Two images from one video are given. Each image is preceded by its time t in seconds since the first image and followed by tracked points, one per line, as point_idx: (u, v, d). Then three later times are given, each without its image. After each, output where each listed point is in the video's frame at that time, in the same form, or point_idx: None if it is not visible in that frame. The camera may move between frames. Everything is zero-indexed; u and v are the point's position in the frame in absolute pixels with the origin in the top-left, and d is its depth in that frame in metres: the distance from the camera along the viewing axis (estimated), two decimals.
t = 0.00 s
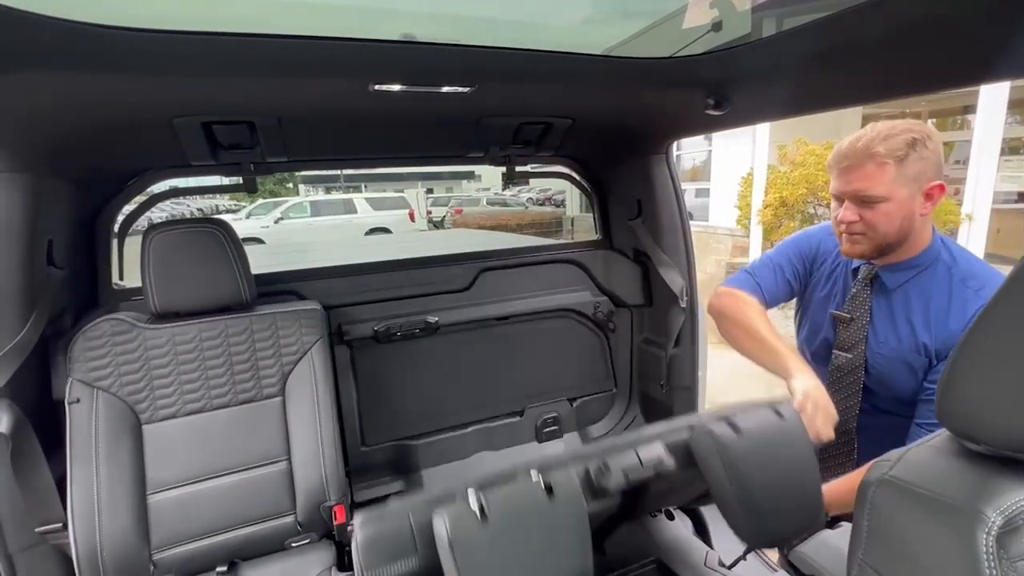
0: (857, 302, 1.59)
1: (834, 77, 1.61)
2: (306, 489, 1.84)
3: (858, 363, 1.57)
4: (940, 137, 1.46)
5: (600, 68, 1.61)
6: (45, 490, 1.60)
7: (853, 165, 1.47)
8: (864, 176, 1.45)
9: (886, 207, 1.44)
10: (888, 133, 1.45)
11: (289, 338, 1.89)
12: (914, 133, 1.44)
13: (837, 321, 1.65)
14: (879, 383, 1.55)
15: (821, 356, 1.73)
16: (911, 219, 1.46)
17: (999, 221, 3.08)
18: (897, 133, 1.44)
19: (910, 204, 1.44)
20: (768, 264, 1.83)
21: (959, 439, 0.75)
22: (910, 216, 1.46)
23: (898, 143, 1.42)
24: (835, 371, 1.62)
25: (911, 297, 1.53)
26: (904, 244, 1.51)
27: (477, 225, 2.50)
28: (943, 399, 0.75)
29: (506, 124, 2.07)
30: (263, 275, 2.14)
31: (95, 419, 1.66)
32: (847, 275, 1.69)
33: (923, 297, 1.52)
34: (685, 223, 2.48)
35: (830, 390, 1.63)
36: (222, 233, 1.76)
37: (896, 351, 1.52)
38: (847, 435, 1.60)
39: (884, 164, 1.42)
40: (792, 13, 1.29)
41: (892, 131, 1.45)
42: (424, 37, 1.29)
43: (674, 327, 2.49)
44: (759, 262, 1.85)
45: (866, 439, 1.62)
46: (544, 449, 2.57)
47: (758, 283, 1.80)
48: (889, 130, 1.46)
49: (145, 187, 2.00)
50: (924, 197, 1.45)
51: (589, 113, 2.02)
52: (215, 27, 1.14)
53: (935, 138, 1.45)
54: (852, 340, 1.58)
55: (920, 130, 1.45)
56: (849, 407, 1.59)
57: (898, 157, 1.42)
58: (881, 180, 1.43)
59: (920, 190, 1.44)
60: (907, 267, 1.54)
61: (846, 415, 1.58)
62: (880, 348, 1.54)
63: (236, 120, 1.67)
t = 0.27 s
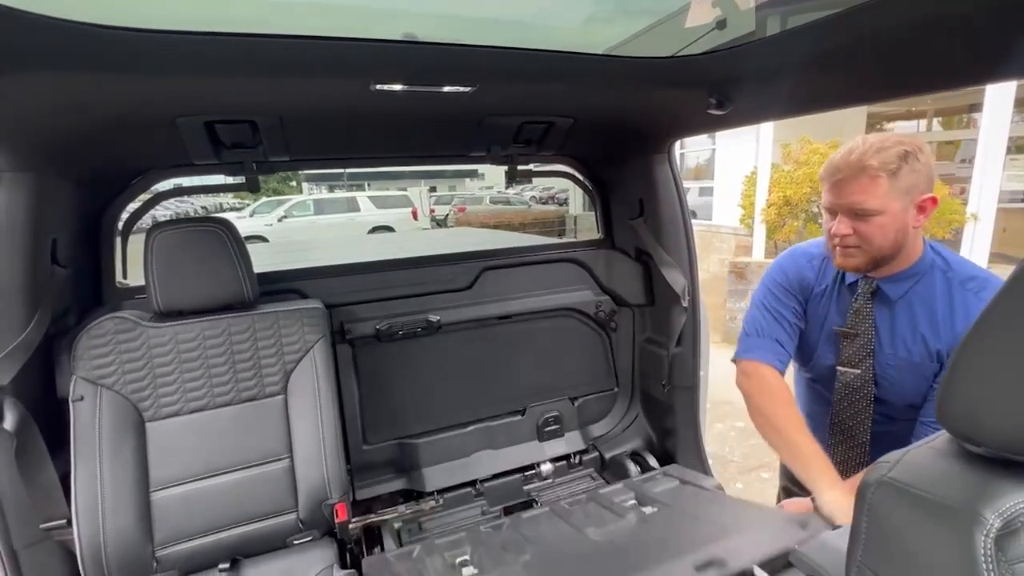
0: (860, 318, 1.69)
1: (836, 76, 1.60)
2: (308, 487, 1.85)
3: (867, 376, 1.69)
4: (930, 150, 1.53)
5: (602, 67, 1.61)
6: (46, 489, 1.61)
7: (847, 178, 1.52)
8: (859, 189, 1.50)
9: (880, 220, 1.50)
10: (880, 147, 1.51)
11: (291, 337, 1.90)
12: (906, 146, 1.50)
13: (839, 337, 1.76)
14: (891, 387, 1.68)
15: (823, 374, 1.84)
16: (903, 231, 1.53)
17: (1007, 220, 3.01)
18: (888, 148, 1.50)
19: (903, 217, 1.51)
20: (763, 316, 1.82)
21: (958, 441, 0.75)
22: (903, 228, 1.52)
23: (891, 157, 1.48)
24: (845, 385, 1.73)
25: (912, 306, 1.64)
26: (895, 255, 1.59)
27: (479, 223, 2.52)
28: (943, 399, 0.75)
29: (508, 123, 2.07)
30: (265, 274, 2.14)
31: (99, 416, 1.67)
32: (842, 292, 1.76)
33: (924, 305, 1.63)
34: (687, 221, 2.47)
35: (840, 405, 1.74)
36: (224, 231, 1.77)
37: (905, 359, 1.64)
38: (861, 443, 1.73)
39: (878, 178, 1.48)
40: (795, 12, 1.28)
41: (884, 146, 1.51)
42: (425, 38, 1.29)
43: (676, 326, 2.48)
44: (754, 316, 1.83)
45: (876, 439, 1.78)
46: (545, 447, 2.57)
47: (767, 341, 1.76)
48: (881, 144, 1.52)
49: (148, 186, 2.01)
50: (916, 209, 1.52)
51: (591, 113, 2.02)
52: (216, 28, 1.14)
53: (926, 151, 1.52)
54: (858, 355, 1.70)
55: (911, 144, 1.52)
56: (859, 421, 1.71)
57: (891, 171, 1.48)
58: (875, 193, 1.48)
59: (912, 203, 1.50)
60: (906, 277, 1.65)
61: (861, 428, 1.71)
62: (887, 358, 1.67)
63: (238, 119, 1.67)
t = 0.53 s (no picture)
0: (859, 326, 1.69)
1: (840, 74, 1.59)
2: (311, 482, 1.86)
3: (869, 383, 1.70)
4: (921, 157, 1.53)
5: (606, 64, 1.61)
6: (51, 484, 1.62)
7: (838, 188, 1.52)
8: (851, 199, 1.50)
9: (872, 229, 1.51)
10: (872, 156, 1.51)
11: (294, 333, 1.91)
12: (897, 154, 1.50)
13: (838, 346, 1.76)
14: (892, 390, 1.70)
15: (822, 383, 1.84)
16: (895, 240, 1.54)
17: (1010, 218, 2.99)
18: (880, 157, 1.50)
19: (894, 226, 1.52)
20: (759, 342, 1.84)
21: (959, 437, 0.75)
22: (895, 236, 1.53)
23: (882, 166, 1.48)
24: (846, 393, 1.73)
25: (908, 310, 1.65)
26: (888, 262, 1.60)
27: (481, 221, 2.52)
28: (944, 395, 0.75)
29: (512, 121, 2.07)
30: (269, 271, 2.15)
31: (104, 411, 1.68)
32: (838, 300, 1.76)
33: (920, 307, 1.64)
34: (688, 218, 2.47)
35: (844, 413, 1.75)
36: (227, 227, 1.78)
37: (907, 363, 1.65)
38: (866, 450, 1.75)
39: (870, 188, 1.48)
40: (798, 9, 1.28)
41: (876, 155, 1.51)
42: (428, 35, 1.29)
43: (677, 324, 2.48)
44: (750, 344, 1.86)
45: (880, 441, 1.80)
46: (547, 444, 2.58)
47: (763, 369, 1.80)
48: (872, 153, 1.52)
49: (152, 183, 2.02)
50: (907, 218, 1.53)
51: (594, 111, 2.02)
52: (220, 25, 1.14)
53: (917, 159, 1.52)
54: (859, 362, 1.71)
55: (902, 153, 1.52)
56: (862, 428, 1.72)
57: (883, 181, 1.48)
58: (868, 204, 1.49)
59: (903, 212, 1.51)
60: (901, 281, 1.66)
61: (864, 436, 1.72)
62: (888, 363, 1.68)
63: (242, 116, 1.68)
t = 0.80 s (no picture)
0: (865, 322, 1.68)
1: (847, 72, 1.59)
2: (317, 480, 1.87)
3: (876, 380, 1.69)
4: (919, 152, 1.54)
5: (612, 63, 1.60)
6: (60, 479, 1.64)
7: (841, 183, 1.52)
8: (854, 194, 1.49)
9: (876, 224, 1.50)
10: (872, 151, 1.51)
11: (300, 331, 1.91)
12: (896, 149, 1.50)
13: (843, 343, 1.75)
14: (900, 386, 1.69)
15: (829, 381, 1.83)
16: (900, 234, 1.53)
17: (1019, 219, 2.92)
18: (880, 151, 1.50)
19: (898, 220, 1.50)
20: (766, 343, 1.84)
21: (968, 439, 0.75)
22: (899, 230, 1.52)
23: (883, 160, 1.48)
24: (854, 390, 1.72)
25: (914, 305, 1.65)
26: (892, 258, 1.59)
27: (485, 219, 2.51)
28: (954, 396, 0.75)
29: (517, 119, 2.07)
30: (274, 269, 2.16)
31: (111, 408, 1.70)
32: (843, 297, 1.75)
33: (926, 302, 1.63)
34: (693, 217, 2.46)
35: (852, 411, 1.74)
36: (233, 225, 1.78)
37: (915, 359, 1.65)
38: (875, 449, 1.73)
39: (872, 182, 1.47)
40: (805, 7, 1.27)
41: (876, 150, 1.51)
42: (435, 34, 1.29)
43: (682, 323, 2.47)
44: (757, 344, 1.86)
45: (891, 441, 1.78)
46: (551, 443, 2.58)
47: (772, 369, 1.80)
48: (872, 148, 1.52)
49: (160, 180, 2.04)
50: (910, 212, 1.52)
51: (600, 110, 2.02)
52: (227, 24, 1.15)
53: (915, 154, 1.52)
54: (866, 359, 1.70)
55: (901, 147, 1.52)
56: (871, 426, 1.71)
57: (885, 174, 1.47)
58: (871, 198, 1.48)
59: (906, 205, 1.50)
60: (906, 276, 1.65)
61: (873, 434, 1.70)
62: (895, 359, 1.67)
63: (249, 115, 1.68)
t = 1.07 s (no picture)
0: (886, 309, 1.64)
1: (850, 73, 1.58)
2: (317, 479, 1.87)
3: (901, 370, 1.62)
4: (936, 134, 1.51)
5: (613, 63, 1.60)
6: (61, 477, 1.64)
7: (853, 169, 1.51)
8: (865, 179, 1.49)
9: (889, 208, 1.49)
10: (884, 137, 1.50)
11: (301, 330, 1.91)
12: (910, 133, 1.49)
13: (863, 333, 1.70)
14: (927, 376, 1.62)
15: (848, 375, 1.78)
16: (915, 218, 1.51)
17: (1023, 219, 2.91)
18: (892, 136, 1.49)
19: (912, 203, 1.49)
20: (779, 338, 1.84)
21: (971, 442, 0.74)
22: (914, 215, 1.50)
23: (896, 144, 1.47)
24: (876, 382, 1.66)
25: (937, 292, 1.61)
26: (910, 242, 1.56)
27: (486, 219, 2.51)
28: (955, 399, 0.75)
29: (519, 119, 2.07)
30: (276, 268, 2.16)
31: (112, 406, 1.70)
32: (859, 287, 1.73)
33: (950, 289, 1.60)
34: (695, 218, 2.45)
35: (877, 405, 1.66)
36: (233, 224, 1.78)
37: (940, 347, 1.59)
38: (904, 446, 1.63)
39: (883, 167, 1.46)
40: (806, 8, 1.27)
41: (888, 134, 1.50)
42: (436, 34, 1.29)
43: (684, 323, 2.47)
44: (771, 340, 1.86)
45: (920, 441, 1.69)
46: (552, 443, 2.58)
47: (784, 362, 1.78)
48: (884, 134, 1.51)
49: (162, 179, 2.04)
50: (926, 195, 1.50)
51: (601, 110, 2.02)
52: (229, 24, 1.15)
53: (931, 135, 1.50)
54: (889, 349, 1.64)
55: (915, 131, 1.51)
56: (900, 420, 1.62)
57: (897, 159, 1.46)
58: (882, 183, 1.47)
59: (921, 189, 1.48)
60: (927, 264, 1.62)
61: (901, 428, 1.61)
62: (920, 347, 1.62)
63: (251, 114, 1.69)
